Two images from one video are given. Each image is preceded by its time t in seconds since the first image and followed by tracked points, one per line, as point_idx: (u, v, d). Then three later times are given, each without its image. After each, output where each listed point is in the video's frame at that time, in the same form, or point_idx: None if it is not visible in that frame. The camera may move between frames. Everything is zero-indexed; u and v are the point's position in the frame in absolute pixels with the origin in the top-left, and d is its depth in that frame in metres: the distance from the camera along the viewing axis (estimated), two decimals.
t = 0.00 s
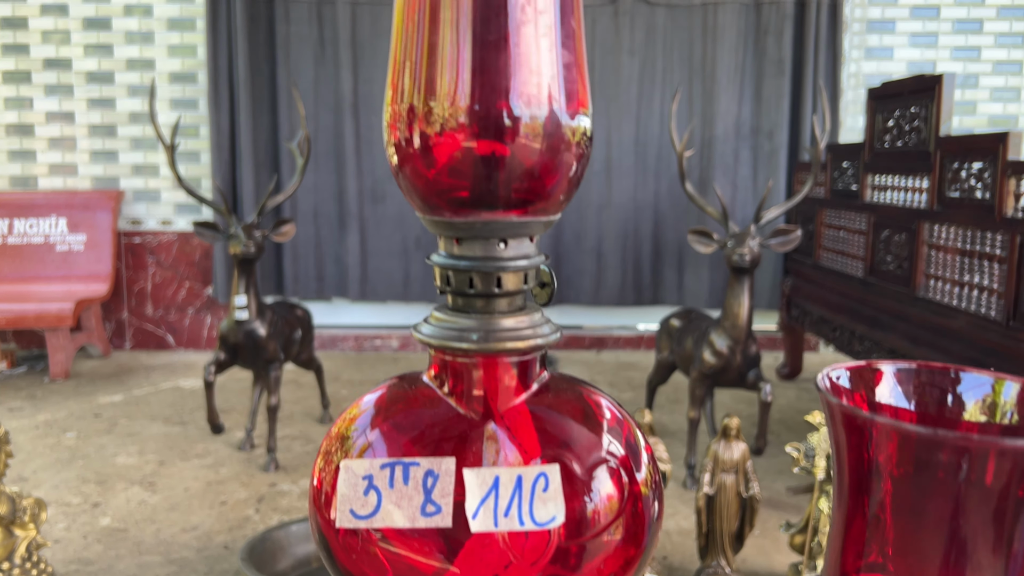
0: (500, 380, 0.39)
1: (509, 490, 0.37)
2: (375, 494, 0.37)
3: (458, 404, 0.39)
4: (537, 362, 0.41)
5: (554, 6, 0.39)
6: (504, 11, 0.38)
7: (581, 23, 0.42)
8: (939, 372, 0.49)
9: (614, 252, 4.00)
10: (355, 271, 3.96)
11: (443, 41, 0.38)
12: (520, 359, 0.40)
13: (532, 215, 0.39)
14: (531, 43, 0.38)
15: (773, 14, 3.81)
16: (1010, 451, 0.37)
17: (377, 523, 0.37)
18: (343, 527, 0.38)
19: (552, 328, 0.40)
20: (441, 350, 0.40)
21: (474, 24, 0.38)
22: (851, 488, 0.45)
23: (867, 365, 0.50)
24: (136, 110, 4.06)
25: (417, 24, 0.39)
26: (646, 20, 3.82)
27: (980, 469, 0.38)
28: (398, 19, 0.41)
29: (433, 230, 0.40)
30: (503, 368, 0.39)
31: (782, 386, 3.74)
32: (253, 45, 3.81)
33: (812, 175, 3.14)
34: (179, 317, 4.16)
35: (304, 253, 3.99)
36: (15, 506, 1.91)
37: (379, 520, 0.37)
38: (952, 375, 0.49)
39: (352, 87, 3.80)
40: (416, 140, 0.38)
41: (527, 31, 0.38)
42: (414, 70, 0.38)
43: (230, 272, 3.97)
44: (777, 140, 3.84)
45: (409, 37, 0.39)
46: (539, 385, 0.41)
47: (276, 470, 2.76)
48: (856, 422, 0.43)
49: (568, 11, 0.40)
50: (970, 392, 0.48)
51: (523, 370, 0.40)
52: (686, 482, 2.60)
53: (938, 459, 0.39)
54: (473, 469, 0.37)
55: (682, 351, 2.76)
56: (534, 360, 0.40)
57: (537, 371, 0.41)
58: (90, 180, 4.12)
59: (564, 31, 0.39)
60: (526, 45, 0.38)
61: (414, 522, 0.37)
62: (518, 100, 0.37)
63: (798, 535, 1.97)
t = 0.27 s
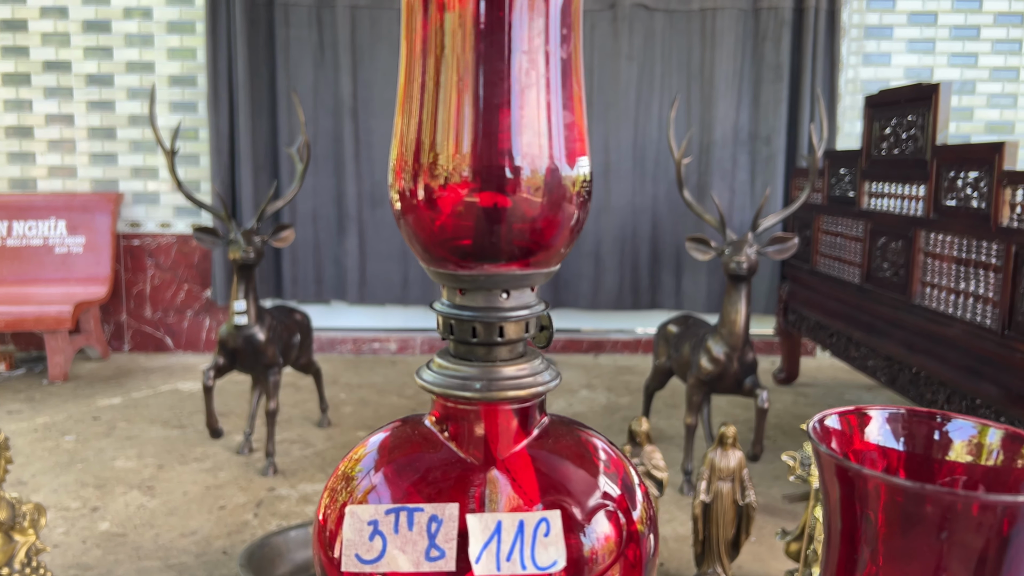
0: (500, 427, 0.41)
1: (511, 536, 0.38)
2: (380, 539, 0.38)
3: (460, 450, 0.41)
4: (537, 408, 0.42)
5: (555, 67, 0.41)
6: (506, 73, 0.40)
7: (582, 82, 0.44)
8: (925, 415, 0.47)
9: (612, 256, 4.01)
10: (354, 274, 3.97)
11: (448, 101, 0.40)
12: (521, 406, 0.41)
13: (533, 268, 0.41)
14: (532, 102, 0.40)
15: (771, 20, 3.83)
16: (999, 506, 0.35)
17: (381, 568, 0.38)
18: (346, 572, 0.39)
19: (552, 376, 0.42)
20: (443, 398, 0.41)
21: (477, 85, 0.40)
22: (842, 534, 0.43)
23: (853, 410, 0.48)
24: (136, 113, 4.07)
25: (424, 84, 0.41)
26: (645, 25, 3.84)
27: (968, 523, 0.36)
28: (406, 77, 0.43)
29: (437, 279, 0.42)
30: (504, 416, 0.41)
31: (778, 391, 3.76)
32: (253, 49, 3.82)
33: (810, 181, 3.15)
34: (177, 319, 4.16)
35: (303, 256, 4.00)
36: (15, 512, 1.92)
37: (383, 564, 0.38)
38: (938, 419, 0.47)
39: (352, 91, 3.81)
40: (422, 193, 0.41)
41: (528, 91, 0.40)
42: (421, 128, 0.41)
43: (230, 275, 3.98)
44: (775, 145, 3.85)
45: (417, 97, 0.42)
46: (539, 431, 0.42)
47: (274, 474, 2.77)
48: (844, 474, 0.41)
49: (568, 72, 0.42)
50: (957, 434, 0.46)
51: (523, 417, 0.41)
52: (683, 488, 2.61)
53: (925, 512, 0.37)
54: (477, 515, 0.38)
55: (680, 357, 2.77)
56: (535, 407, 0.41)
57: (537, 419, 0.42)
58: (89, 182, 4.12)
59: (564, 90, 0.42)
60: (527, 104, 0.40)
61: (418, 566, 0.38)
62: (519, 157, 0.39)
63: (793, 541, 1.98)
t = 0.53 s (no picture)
0: (488, 423, 0.43)
1: (498, 525, 0.40)
2: (374, 530, 0.41)
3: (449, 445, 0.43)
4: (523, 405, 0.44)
5: (540, 87, 0.44)
6: (495, 92, 0.43)
7: (565, 100, 0.47)
8: (884, 411, 0.55)
9: (608, 256, 4.03)
10: (351, 273, 4.00)
11: (439, 118, 0.43)
12: (508, 404, 0.43)
13: (519, 273, 0.43)
14: (518, 119, 0.43)
15: (767, 22, 3.85)
16: (947, 494, 0.41)
17: (376, 557, 0.40)
18: (342, 560, 0.41)
19: (536, 376, 0.44)
20: (434, 396, 0.43)
21: (467, 104, 0.43)
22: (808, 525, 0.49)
23: (820, 407, 0.56)
24: (134, 111, 4.08)
25: (416, 102, 0.44)
26: (642, 26, 3.86)
27: (914, 510, 0.42)
28: (399, 94, 0.46)
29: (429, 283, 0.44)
30: (491, 412, 0.43)
31: (772, 390, 3.79)
32: (252, 48, 3.83)
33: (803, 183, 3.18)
34: (175, 317, 4.18)
35: (301, 255, 4.02)
36: (15, 508, 1.94)
37: (378, 553, 0.40)
38: (893, 415, 0.55)
39: (350, 90, 3.83)
40: (414, 203, 0.43)
41: (515, 109, 0.43)
42: (413, 142, 0.43)
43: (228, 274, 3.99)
44: (770, 146, 3.87)
45: (410, 113, 0.44)
46: (525, 427, 0.44)
47: (272, 472, 2.79)
48: (810, 467, 0.47)
49: (551, 91, 0.45)
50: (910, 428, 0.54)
51: (510, 414, 0.43)
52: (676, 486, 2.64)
53: (878, 500, 0.43)
54: (467, 506, 0.41)
55: (674, 356, 2.79)
56: (520, 404, 0.44)
57: (523, 416, 0.44)
58: (88, 180, 4.14)
59: (548, 108, 0.44)
60: (514, 122, 0.43)
61: (411, 555, 0.40)
62: (506, 170, 0.42)
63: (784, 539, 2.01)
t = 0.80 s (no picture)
0: (477, 395, 0.46)
1: (485, 489, 0.44)
2: (373, 492, 0.44)
3: (441, 417, 0.47)
4: (509, 379, 0.48)
5: (526, 86, 0.48)
6: (484, 91, 0.46)
7: (549, 98, 0.50)
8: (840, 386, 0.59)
9: (603, 253, 4.07)
10: (349, 269, 4.03)
11: (433, 114, 0.46)
12: (495, 378, 0.47)
13: (507, 258, 0.47)
14: (506, 116, 0.46)
15: (763, 21, 3.88)
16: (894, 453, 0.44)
17: (374, 517, 0.44)
18: (344, 520, 0.45)
19: (521, 351, 0.48)
20: (427, 371, 0.47)
21: (458, 101, 0.46)
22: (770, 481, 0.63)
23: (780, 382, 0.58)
24: (134, 107, 4.11)
25: (411, 101, 0.47)
26: (638, 25, 3.89)
27: (864, 469, 0.55)
28: (396, 91, 0.49)
29: (424, 268, 0.48)
30: (479, 386, 0.47)
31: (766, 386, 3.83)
32: (251, 45, 3.86)
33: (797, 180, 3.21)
34: (174, 311, 4.21)
35: (299, 250, 4.05)
36: (18, 497, 1.97)
37: (376, 513, 0.44)
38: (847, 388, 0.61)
39: (348, 87, 3.86)
40: (410, 193, 0.46)
41: (502, 107, 0.46)
42: (410, 136, 0.47)
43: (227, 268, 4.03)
44: (765, 144, 3.91)
45: (406, 109, 0.48)
46: (511, 399, 0.48)
47: (270, 464, 2.83)
48: (773, 434, 0.61)
49: (536, 91, 0.48)
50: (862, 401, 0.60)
51: (497, 387, 0.47)
52: (669, 478, 2.68)
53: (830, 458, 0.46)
54: (457, 471, 0.44)
55: (668, 351, 2.83)
56: (507, 378, 0.47)
57: (509, 389, 0.48)
58: (88, 176, 4.16)
59: (533, 106, 0.48)
60: (502, 119, 0.46)
61: (406, 515, 0.43)
62: (494, 163, 0.45)
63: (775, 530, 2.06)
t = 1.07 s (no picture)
0: (471, 364, 0.50)
1: (480, 448, 0.47)
2: (377, 452, 0.48)
3: (438, 384, 0.51)
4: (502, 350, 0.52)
5: (518, 81, 0.52)
6: (480, 85, 0.50)
7: (539, 92, 0.54)
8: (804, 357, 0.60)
9: (600, 248, 4.11)
10: (348, 263, 4.07)
11: (432, 106, 0.50)
12: (489, 348, 0.51)
13: (500, 237, 0.51)
14: (499, 108, 0.50)
15: (759, 18, 3.92)
16: (849, 415, 0.47)
17: (378, 474, 0.48)
18: (350, 478, 0.49)
19: (513, 324, 0.52)
20: (427, 342, 0.51)
21: (456, 94, 0.50)
22: (732, 450, 0.54)
23: (749, 353, 0.61)
24: (134, 102, 4.14)
25: (412, 93, 0.51)
26: (635, 22, 3.93)
27: (821, 430, 0.48)
28: (398, 85, 0.53)
29: (424, 247, 0.52)
30: (474, 356, 0.50)
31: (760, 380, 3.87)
32: (251, 40, 3.89)
33: (790, 176, 3.25)
34: (174, 304, 4.25)
35: (298, 244, 4.09)
36: (23, 484, 2.01)
37: (380, 471, 0.48)
38: (813, 359, 0.60)
39: (348, 82, 3.90)
40: (411, 178, 0.50)
41: (496, 100, 0.50)
42: (411, 126, 0.51)
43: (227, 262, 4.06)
44: (760, 141, 3.95)
45: (407, 101, 0.51)
46: (504, 368, 0.52)
47: (270, 454, 2.87)
48: (736, 395, 0.52)
49: (527, 85, 0.52)
50: (824, 373, 0.60)
51: (491, 357, 0.51)
52: (663, 469, 2.72)
53: (790, 419, 0.49)
54: (454, 432, 0.48)
55: (663, 344, 2.87)
56: (500, 349, 0.51)
57: (502, 358, 0.52)
58: (88, 169, 4.19)
59: (524, 98, 0.52)
60: (496, 111, 0.50)
61: (407, 472, 0.48)
62: (488, 150, 0.49)
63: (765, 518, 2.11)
